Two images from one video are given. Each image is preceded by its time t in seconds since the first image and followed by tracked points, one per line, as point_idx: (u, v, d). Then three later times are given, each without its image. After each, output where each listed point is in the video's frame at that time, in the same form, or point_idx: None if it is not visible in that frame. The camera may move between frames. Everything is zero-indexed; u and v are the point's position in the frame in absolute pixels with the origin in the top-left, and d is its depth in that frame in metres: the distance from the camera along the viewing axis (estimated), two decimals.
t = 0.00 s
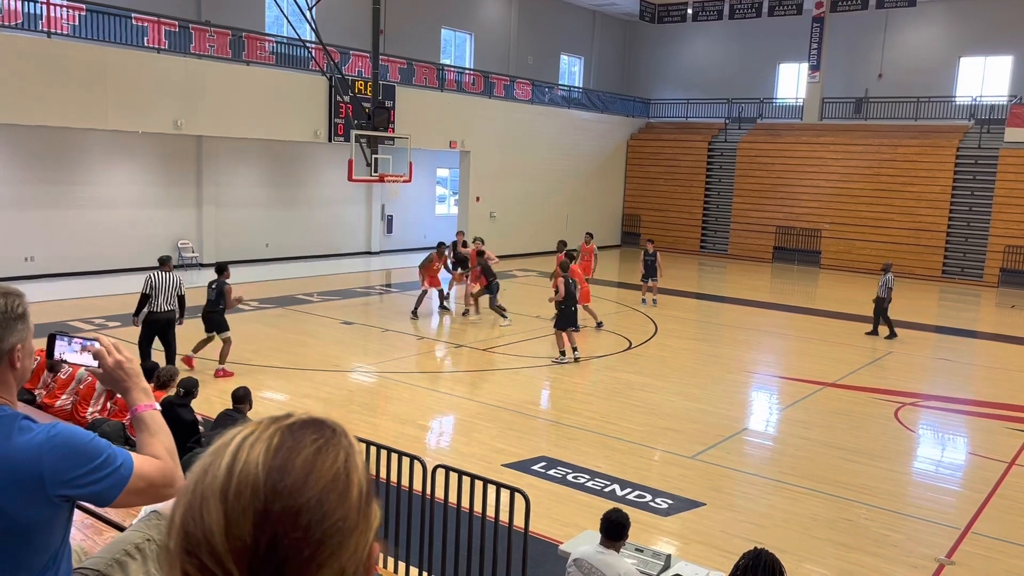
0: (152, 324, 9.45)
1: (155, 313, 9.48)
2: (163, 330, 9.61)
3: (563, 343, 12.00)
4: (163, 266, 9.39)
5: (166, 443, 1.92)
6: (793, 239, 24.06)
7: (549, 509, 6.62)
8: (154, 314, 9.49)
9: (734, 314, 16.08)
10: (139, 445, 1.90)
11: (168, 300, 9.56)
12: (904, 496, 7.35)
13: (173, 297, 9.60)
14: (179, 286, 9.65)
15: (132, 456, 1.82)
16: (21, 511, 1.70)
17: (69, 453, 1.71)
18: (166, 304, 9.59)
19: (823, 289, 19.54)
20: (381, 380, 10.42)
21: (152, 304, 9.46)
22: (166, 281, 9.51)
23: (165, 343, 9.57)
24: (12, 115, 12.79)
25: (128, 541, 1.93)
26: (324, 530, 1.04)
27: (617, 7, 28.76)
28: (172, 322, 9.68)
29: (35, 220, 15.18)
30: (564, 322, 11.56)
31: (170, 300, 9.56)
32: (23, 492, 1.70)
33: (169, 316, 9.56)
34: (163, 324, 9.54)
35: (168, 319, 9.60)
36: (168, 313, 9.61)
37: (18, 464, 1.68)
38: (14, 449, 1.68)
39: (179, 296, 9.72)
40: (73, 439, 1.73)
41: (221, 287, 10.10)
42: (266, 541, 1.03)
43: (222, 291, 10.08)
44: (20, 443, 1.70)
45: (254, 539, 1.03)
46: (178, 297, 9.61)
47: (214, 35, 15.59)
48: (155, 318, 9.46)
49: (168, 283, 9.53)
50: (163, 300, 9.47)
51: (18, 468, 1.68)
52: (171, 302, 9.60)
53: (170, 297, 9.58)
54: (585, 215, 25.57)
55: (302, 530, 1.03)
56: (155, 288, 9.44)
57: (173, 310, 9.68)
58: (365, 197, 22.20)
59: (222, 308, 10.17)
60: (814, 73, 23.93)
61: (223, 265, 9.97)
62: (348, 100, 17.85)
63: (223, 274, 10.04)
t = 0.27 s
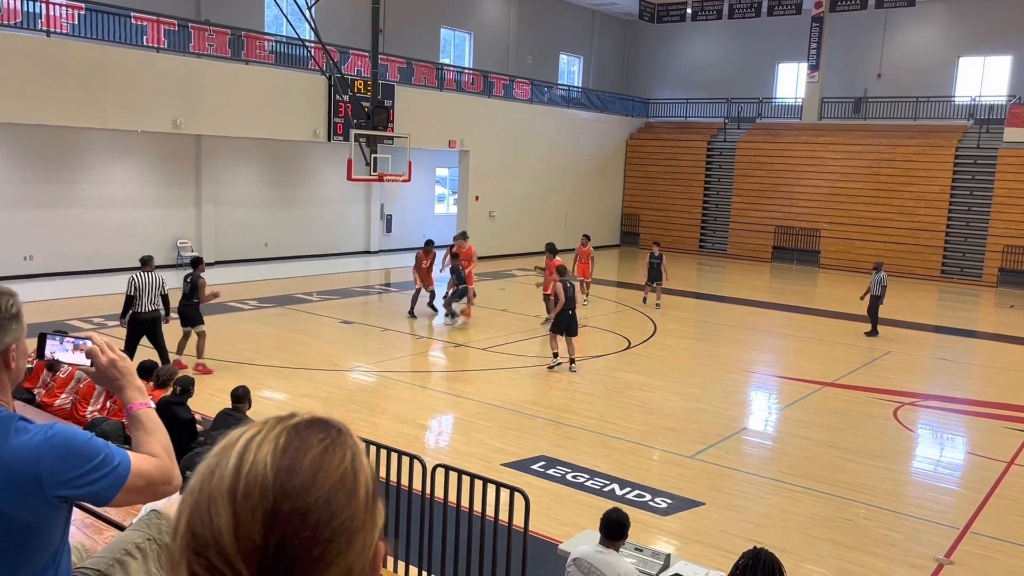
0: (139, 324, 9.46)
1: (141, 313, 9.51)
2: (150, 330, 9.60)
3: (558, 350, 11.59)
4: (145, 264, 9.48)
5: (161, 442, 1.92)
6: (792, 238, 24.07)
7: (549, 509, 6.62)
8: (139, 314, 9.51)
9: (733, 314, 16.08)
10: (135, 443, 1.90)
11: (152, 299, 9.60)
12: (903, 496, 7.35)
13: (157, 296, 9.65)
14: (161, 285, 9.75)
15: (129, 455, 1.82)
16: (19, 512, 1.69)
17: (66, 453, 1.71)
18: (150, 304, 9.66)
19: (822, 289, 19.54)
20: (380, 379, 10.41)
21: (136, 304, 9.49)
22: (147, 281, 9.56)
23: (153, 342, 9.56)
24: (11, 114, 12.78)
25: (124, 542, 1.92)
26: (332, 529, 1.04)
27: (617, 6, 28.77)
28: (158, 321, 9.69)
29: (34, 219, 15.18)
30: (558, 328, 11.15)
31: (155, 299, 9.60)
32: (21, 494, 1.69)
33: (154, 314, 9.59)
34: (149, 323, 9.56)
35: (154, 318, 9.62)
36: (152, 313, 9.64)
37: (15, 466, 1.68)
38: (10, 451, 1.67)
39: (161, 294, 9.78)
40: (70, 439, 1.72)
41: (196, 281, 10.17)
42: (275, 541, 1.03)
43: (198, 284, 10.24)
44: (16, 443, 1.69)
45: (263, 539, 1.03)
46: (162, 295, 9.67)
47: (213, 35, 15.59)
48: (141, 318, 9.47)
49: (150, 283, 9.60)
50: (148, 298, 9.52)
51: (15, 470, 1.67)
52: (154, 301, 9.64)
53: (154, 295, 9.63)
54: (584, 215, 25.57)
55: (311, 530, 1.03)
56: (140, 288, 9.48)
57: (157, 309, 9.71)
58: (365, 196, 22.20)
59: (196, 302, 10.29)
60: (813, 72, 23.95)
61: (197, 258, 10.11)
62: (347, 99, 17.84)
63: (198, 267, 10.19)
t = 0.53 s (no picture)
0: (119, 320, 9.58)
1: (121, 308, 9.61)
2: (130, 326, 9.73)
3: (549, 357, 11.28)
4: (127, 261, 9.55)
5: (156, 439, 1.93)
6: (790, 238, 24.07)
7: (548, 508, 6.63)
8: (120, 310, 9.62)
9: (731, 313, 16.09)
10: (129, 441, 1.89)
11: (133, 296, 9.68)
12: (901, 495, 7.36)
13: (138, 292, 9.73)
14: (141, 281, 9.74)
15: (123, 452, 1.82)
16: (14, 511, 1.68)
17: (60, 452, 1.70)
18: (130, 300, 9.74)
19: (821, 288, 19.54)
20: (379, 378, 10.41)
21: (117, 300, 9.59)
22: (128, 277, 9.62)
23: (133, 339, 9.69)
24: (10, 113, 12.76)
25: (120, 543, 1.92)
26: (331, 527, 1.04)
27: (616, 6, 28.75)
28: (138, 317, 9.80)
29: (32, 218, 15.16)
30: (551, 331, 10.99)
31: (136, 296, 9.68)
32: (14, 493, 1.68)
33: (135, 311, 9.69)
34: (129, 319, 9.67)
35: (134, 314, 9.72)
36: (133, 309, 9.74)
37: (8, 466, 1.67)
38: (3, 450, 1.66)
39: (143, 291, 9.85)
40: (64, 438, 1.71)
41: (179, 278, 10.28)
42: (274, 540, 1.03)
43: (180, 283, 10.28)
44: (8, 442, 1.68)
45: (262, 537, 1.03)
46: (143, 291, 9.74)
47: (212, 33, 15.56)
48: (121, 315, 9.58)
49: (130, 279, 9.64)
50: (129, 295, 9.60)
51: (9, 470, 1.66)
52: (136, 297, 9.72)
53: (135, 292, 9.70)
54: (583, 214, 25.57)
55: (310, 527, 1.03)
56: (120, 285, 9.56)
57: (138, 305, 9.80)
58: (364, 195, 22.18)
59: (179, 299, 10.33)
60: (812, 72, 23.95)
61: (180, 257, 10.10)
62: (346, 98, 17.81)
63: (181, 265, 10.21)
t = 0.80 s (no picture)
0: (104, 318, 9.58)
1: (107, 306, 9.60)
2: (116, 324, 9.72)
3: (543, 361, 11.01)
4: (112, 258, 9.58)
5: (151, 439, 1.93)
6: (788, 238, 24.08)
7: (546, 508, 6.62)
8: (106, 307, 9.61)
9: (730, 313, 16.09)
10: (124, 441, 1.89)
11: (118, 293, 9.68)
12: (899, 495, 7.37)
13: (124, 290, 9.73)
14: (127, 278, 9.75)
15: (118, 452, 1.82)
16: (7, 511, 1.68)
17: (54, 451, 1.70)
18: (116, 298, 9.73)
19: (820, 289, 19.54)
20: (378, 378, 10.41)
21: (102, 298, 9.59)
22: (112, 275, 9.65)
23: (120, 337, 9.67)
24: (7, 112, 12.74)
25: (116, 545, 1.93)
26: (324, 524, 1.04)
27: (615, 6, 28.75)
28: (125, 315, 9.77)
29: (30, 217, 15.14)
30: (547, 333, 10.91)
31: (121, 293, 9.67)
32: (7, 491, 1.67)
33: (120, 308, 9.67)
34: (115, 316, 9.66)
35: (120, 312, 9.70)
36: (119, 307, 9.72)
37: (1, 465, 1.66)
38: None
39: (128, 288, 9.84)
40: (58, 437, 1.71)
41: (162, 278, 10.27)
42: (266, 537, 1.03)
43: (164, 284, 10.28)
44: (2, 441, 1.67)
45: (254, 535, 1.03)
46: (129, 289, 9.73)
47: (211, 32, 15.54)
48: (107, 312, 9.58)
49: (115, 277, 9.68)
50: (114, 292, 9.60)
51: (2, 469, 1.66)
52: (121, 295, 9.71)
53: (120, 290, 9.70)
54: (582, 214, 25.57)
55: (302, 525, 1.03)
56: (105, 282, 9.58)
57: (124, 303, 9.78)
58: (362, 194, 22.17)
59: (163, 298, 10.29)
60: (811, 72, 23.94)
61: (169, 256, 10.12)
62: (345, 98, 17.78)
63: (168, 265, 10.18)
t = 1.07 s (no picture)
0: (90, 317, 9.58)
1: (93, 305, 9.61)
2: (103, 323, 9.72)
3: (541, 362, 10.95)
4: (102, 257, 9.61)
5: (147, 438, 1.92)
6: (787, 238, 24.08)
7: (545, 507, 6.62)
8: (92, 306, 9.62)
9: (728, 313, 16.09)
10: (120, 439, 1.89)
11: (105, 293, 9.69)
12: (897, 495, 7.37)
13: (111, 289, 9.74)
14: (115, 278, 9.77)
15: (114, 450, 1.81)
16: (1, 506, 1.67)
17: (50, 446, 1.69)
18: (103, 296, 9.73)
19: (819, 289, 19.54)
20: (376, 377, 10.40)
21: (89, 296, 9.61)
22: (100, 273, 9.67)
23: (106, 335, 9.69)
24: (5, 111, 12.72)
25: (111, 545, 1.93)
26: (314, 522, 1.04)
27: (614, 5, 28.74)
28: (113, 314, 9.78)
29: (28, 217, 15.11)
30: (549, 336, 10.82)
31: (108, 292, 9.68)
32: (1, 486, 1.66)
33: (107, 307, 9.68)
34: (102, 315, 9.66)
35: (107, 311, 9.71)
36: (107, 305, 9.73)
37: None
38: None
39: (117, 288, 9.84)
40: (53, 432, 1.70)
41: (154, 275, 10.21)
42: (255, 534, 1.03)
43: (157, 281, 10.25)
44: None
45: (244, 531, 1.03)
46: (116, 288, 9.74)
47: (209, 31, 15.52)
48: (93, 310, 9.59)
49: (103, 276, 9.70)
50: (101, 291, 9.62)
51: None
52: (109, 294, 9.73)
53: (107, 289, 9.71)
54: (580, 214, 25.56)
55: (291, 522, 1.03)
56: (92, 281, 9.60)
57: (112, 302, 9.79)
58: (361, 194, 22.16)
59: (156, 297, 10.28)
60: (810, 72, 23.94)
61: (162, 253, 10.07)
62: (344, 97, 17.75)
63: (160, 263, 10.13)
